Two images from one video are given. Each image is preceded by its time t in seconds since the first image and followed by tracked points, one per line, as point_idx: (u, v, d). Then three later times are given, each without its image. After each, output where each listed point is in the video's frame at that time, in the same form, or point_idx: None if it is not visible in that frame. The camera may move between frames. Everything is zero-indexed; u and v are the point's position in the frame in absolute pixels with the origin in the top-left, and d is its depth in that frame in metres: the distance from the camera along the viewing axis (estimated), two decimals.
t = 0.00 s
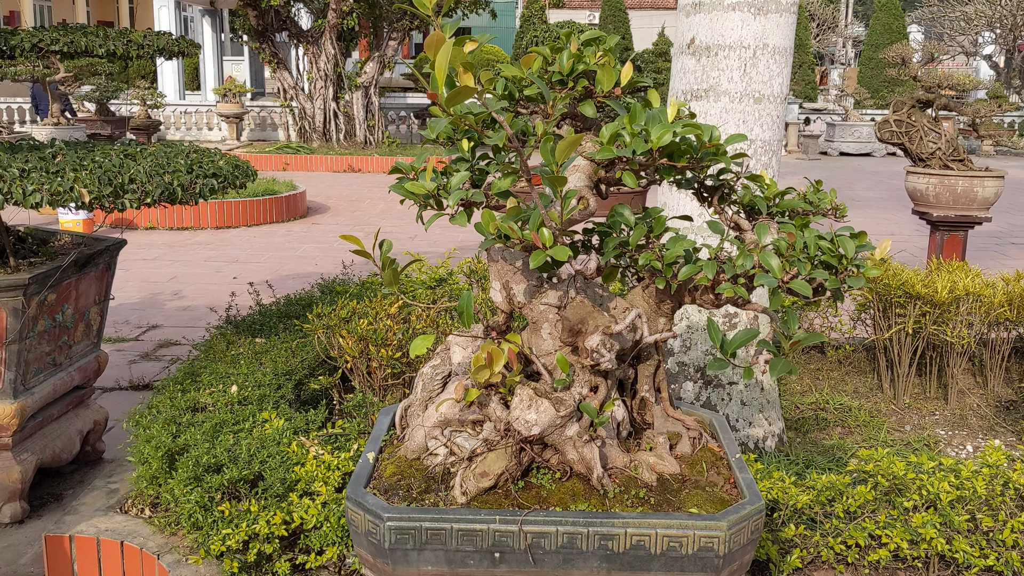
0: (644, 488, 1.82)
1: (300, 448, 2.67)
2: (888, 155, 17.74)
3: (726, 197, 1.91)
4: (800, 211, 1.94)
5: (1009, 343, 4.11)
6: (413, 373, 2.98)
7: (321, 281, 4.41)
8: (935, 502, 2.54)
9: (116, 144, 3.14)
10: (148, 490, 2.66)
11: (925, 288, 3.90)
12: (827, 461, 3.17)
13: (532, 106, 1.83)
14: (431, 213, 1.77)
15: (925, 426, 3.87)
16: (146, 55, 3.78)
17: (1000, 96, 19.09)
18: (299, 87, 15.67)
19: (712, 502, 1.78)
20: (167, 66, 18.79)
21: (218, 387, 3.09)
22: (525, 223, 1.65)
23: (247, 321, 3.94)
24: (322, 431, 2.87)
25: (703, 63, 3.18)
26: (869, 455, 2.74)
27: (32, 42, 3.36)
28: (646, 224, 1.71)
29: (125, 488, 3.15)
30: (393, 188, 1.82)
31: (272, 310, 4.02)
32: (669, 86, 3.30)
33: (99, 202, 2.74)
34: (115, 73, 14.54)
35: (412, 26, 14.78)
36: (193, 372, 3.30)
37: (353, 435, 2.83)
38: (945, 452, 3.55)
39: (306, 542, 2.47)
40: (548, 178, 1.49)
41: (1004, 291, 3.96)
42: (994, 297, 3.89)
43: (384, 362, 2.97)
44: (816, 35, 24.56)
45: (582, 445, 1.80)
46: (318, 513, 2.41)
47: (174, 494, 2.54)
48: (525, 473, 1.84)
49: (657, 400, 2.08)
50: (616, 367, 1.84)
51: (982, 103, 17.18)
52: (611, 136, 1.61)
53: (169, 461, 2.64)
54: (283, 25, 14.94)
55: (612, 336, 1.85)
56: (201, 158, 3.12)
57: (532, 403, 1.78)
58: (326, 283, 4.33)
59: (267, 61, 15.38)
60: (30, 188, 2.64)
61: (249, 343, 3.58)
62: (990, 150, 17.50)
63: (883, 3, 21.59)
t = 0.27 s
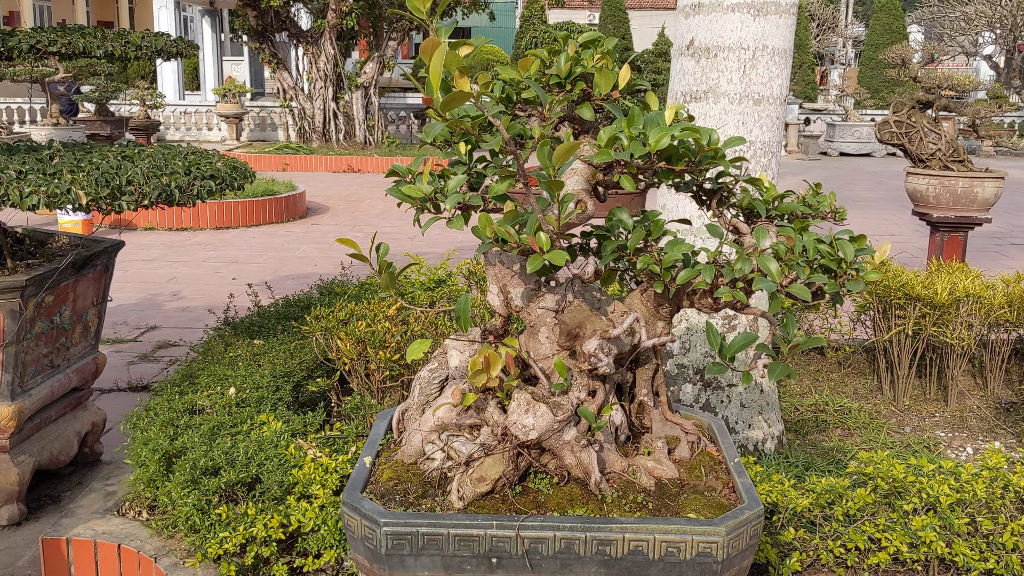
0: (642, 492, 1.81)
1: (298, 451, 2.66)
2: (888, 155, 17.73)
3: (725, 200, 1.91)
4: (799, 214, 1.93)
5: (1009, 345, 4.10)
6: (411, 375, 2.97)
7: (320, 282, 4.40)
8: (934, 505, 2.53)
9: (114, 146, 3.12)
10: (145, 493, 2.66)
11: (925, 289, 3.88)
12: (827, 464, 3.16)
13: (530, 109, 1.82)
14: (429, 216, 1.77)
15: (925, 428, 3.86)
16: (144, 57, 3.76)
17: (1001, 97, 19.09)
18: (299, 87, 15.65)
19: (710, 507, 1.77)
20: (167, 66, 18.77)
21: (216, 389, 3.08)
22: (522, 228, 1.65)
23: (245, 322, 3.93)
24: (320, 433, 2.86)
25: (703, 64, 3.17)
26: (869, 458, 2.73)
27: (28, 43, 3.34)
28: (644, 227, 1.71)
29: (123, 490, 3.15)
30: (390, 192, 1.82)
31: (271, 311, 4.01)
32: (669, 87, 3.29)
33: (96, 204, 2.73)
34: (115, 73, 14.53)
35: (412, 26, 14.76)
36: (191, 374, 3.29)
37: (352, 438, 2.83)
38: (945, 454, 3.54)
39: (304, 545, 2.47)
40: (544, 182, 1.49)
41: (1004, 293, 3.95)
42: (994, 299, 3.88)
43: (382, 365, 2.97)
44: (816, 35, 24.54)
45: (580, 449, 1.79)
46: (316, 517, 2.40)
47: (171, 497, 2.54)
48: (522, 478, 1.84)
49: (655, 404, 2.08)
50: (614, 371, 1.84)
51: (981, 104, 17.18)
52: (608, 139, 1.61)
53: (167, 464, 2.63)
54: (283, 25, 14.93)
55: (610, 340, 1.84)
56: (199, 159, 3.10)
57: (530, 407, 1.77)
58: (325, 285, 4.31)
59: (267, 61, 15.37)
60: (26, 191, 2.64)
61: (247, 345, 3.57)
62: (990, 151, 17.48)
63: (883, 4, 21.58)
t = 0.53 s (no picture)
0: (643, 493, 1.80)
1: (297, 450, 2.64)
2: (888, 155, 17.72)
3: (726, 198, 1.89)
4: (801, 212, 1.92)
5: (1011, 344, 4.08)
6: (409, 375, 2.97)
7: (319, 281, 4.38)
8: (937, 506, 2.51)
9: (113, 144, 3.12)
10: (143, 494, 2.64)
11: (927, 289, 3.86)
12: (829, 463, 3.15)
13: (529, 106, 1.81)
14: (427, 214, 1.76)
15: (926, 428, 3.84)
16: (142, 55, 3.75)
17: (1001, 97, 19.06)
18: (298, 87, 15.63)
19: (712, 507, 1.76)
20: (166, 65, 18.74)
21: (214, 389, 3.07)
22: (521, 225, 1.64)
23: (243, 322, 3.90)
24: (319, 433, 2.84)
25: (703, 63, 3.16)
26: (870, 458, 2.71)
27: (25, 41, 3.32)
28: (644, 225, 1.69)
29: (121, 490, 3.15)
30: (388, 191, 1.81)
31: (270, 311, 3.99)
32: (669, 85, 3.28)
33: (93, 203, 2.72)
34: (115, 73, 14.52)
35: (412, 26, 14.74)
36: (190, 374, 3.27)
37: (351, 437, 2.81)
38: (946, 454, 3.53)
39: (302, 546, 2.45)
40: (544, 179, 1.48)
41: (1005, 292, 3.93)
42: (996, 298, 3.86)
43: (380, 363, 2.96)
44: (816, 35, 24.50)
45: (580, 449, 1.78)
46: (314, 517, 2.39)
47: (169, 497, 2.52)
48: (522, 478, 1.83)
49: (656, 404, 2.07)
50: (615, 370, 1.83)
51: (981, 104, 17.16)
52: (609, 137, 1.59)
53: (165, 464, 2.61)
54: (283, 25, 14.92)
55: (610, 339, 1.83)
56: (197, 158, 3.08)
57: (529, 407, 1.76)
58: (324, 284, 4.29)
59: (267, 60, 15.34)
60: (22, 190, 2.64)
61: (244, 345, 3.54)
62: (990, 150, 17.46)
63: (883, 3, 21.56)
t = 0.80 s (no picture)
0: (644, 495, 1.79)
1: (296, 451, 2.63)
2: (888, 155, 17.71)
3: (727, 198, 1.89)
4: (802, 211, 1.91)
5: (1012, 344, 4.07)
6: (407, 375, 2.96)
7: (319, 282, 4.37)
8: (938, 507, 2.50)
9: (111, 144, 3.11)
10: (141, 495, 2.63)
11: (928, 289, 3.85)
12: (830, 464, 3.14)
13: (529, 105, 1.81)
14: (427, 215, 1.75)
15: (927, 428, 3.83)
16: (140, 55, 3.74)
17: (1001, 96, 19.04)
18: (298, 87, 15.61)
19: (713, 509, 1.75)
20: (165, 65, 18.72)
21: (213, 390, 3.05)
22: (521, 226, 1.63)
23: (242, 322, 3.89)
24: (318, 434, 2.83)
25: (703, 62, 3.15)
26: (871, 459, 2.70)
27: (24, 41, 3.31)
28: (645, 225, 1.69)
29: (120, 491, 3.15)
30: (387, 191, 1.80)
31: (269, 311, 3.98)
32: (669, 85, 3.27)
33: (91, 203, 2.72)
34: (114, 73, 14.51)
35: (411, 25, 14.72)
36: (189, 375, 3.26)
37: (350, 437, 2.80)
38: (947, 455, 3.52)
39: (301, 547, 2.44)
40: (544, 179, 1.47)
41: (1006, 292, 3.92)
42: (996, 298, 3.86)
43: (379, 363, 2.95)
44: (816, 35, 24.46)
45: (581, 451, 1.77)
46: (313, 519, 2.38)
47: (167, 498, 2.50)
48: (522, 480, 1.82)
49: (656, 405, 2.06)
50: (615, 371, 1.82)
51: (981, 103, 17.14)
52: (609, 136, 1.59)
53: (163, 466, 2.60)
54: (282, 25, 14.92)
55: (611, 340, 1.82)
56: (195, 158, 3.07)
57: (529, 408, 1.74)
58: (324, 284, 4.28)
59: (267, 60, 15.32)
60: (21, 190, 2.63)
61: (243, 345, 3.52)
62: (991, 150, 17.44)
63: (883, 3, 21.55)
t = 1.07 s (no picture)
0: (646, 500, 1.78)
1: (296, 453, 2.62)
2: (888, 155, 17.70)
3: (730, 201, 1.88)
4: (805, 215, 1.91)
5: (1013, 346, 4.07)
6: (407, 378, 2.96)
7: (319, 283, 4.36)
8: (941, 510, 2.49)
9: (110, 145, 3.10)
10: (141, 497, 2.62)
11: (929, 291, 3.85)
12: (832, 466, 3.13)
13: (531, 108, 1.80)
14: (429, 218, 1.74)
15: (929, 430, 3.83)
16: (141, 56, 3.73)
17: (1001, 97, 19.02)
18: (298, 87, 15.59)
19: (716, 514, 1.75)
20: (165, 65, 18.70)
21: (213, 392, 3.05)
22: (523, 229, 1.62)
23: (242, 323, 3.89)
24: (318, 436, 2.82)
25: (705, 63, 3.13)
26: (874, 461, 2.70)
27: (23, 41, 3.30)
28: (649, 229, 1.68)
29: (120, 494, 3.16)
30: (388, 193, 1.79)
31: (269, 312, 3.98)
32: (670, 86, 3.26)
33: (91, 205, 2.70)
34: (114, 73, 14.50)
35: (411, 25, 14.71)
36: (189, 376, 3.25)
37: (350, 440, 2.79)
38: (948, 457, 3.52)
39: (301, 550, 2.43)
40: (547, 181, 1.46)
41: (1008, 294, 3.91)
42: (998, 299, 3.85)
43: (379, 365, 2.95)
44: (816, 35, 24.43)
45: (583, 455, 1.76)
46: (313, 522, 2.37)
47: (167, 500, 2.49)
48: (523, 485, 1.81)
49: (659, 409, 2.05)
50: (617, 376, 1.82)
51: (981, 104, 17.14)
52: (613, 139, 1.58)
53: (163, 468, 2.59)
54: (283, 25, 14.91)
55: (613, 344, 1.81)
56: (195, 159, 3.07)
57: (531, 413, 1.74)
58: (324, 285, 4.27)
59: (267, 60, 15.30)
60: (20, 191, 2.61)
61: (242, 347, 3.52)
62: (991, 150, 17.43)
63: (883, 3, 21.55)
